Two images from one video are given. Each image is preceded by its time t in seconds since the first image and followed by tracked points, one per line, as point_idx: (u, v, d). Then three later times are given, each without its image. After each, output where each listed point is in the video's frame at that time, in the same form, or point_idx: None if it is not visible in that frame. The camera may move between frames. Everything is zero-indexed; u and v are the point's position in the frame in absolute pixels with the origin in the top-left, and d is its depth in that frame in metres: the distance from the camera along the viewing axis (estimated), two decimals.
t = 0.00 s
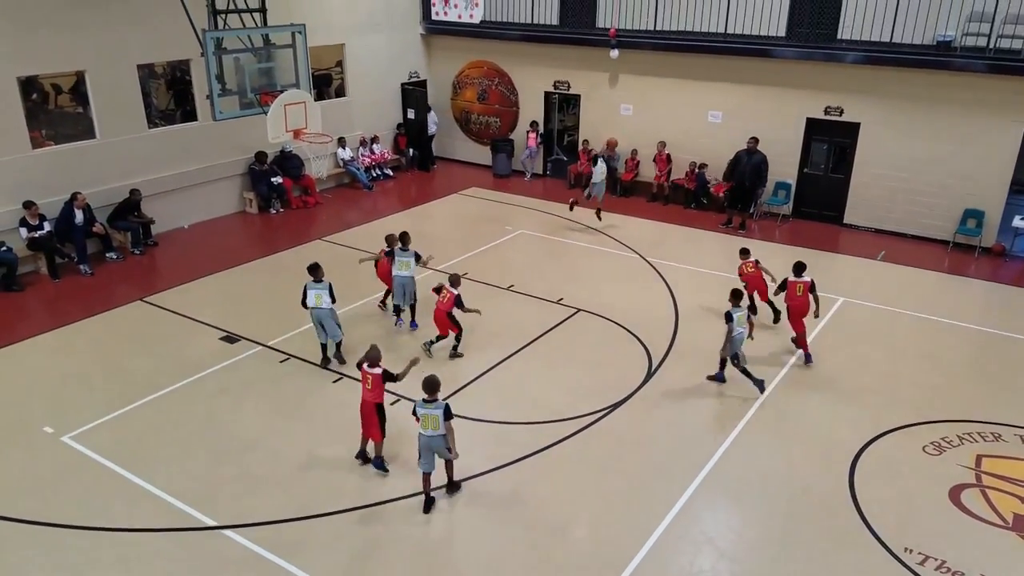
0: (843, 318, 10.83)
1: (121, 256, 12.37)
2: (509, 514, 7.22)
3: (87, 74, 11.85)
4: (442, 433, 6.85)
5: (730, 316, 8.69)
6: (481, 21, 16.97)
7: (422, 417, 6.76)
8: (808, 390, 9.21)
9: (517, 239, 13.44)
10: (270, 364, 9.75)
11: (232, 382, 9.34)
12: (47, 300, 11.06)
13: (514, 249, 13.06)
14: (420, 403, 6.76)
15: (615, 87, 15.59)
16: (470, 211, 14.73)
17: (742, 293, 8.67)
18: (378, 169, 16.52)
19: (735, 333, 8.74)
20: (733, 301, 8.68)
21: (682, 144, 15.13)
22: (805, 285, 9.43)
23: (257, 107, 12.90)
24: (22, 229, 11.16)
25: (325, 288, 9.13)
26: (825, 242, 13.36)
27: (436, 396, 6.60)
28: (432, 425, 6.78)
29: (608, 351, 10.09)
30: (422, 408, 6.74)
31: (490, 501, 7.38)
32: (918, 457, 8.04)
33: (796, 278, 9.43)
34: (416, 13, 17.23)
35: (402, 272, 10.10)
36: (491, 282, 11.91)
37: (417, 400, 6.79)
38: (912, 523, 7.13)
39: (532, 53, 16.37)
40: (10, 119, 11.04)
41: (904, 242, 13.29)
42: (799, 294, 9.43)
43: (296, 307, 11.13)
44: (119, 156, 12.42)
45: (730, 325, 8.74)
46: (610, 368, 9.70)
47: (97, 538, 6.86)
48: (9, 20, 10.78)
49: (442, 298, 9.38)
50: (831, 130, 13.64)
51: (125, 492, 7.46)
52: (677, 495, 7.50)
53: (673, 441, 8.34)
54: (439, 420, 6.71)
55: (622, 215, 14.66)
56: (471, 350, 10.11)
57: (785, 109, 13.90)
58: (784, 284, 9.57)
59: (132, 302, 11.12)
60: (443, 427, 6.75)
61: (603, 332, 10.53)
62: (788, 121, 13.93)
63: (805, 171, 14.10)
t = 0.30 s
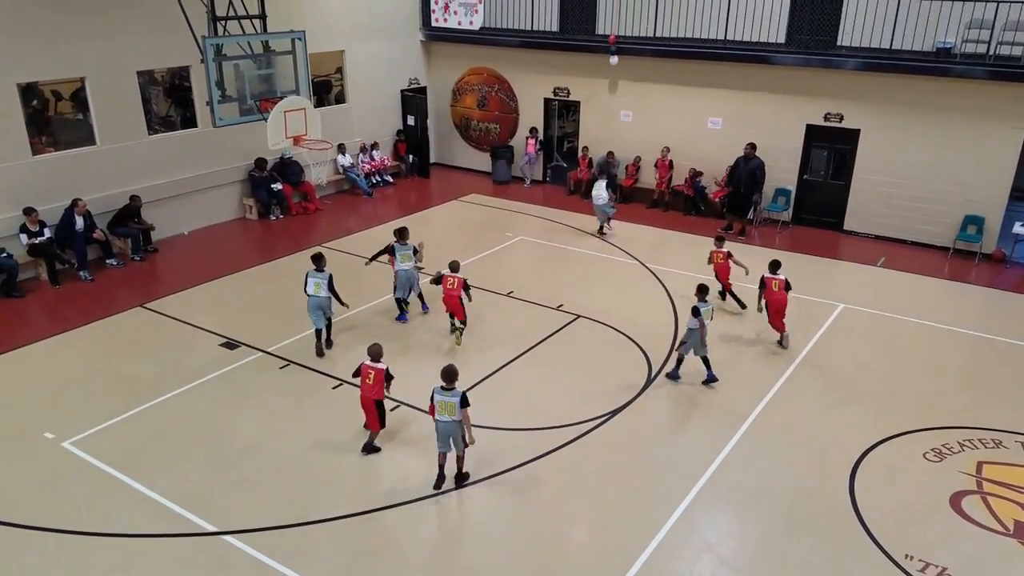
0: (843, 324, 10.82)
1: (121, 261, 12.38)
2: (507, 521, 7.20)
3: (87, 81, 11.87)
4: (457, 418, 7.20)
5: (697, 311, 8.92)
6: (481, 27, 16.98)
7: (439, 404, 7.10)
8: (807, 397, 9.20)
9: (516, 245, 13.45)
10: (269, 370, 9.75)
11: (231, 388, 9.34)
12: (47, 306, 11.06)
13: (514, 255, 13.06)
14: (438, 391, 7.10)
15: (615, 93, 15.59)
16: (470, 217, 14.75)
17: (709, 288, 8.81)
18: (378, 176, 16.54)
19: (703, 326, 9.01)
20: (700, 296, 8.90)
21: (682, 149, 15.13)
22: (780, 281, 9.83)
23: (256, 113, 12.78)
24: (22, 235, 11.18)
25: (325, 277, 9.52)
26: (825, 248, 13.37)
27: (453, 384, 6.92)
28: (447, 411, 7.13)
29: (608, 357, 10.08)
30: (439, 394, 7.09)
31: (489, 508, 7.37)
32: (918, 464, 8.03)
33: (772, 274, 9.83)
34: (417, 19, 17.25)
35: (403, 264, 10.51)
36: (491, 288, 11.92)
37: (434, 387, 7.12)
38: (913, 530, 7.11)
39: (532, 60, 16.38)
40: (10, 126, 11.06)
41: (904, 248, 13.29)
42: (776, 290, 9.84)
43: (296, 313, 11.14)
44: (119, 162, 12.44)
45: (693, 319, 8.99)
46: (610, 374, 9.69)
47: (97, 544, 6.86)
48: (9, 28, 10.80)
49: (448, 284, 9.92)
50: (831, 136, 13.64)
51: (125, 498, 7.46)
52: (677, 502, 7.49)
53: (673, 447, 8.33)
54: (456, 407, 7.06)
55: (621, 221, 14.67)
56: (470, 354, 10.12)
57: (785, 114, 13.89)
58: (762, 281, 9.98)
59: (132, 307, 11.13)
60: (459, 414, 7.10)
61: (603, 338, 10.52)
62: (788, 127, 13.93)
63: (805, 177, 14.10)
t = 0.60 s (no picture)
0: (847, 331, 10.78)
1: (126, 265, 12.43)
2: (508, 527, 7.18)
3: (94, 85, 11.96)
4: (465, 409, 7.39)
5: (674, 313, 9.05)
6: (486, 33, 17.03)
7: (447, 394, 7.30)
8: (810, 404, 9.16)
9: (519, 250, 13.47)
10: (272, 374, 9.77)
11: (233, 392, 9.35)
12: (52, 309, 11.10)
13: (517, 260, 13.08)
14: (446, 381, 7.30)
15: (620, 99, 15.60)
16: (474, 222, 14.77)
17: (686, 288, 8.94)
18: (382, 180, 16.59)
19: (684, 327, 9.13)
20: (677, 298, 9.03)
21: (686, 155, 15.13)
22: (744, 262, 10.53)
23: (261, 119, 12.87)
24: (28, 239, 11.24)
25: (324, 270, 9.87)
26: (829, 254, 13.33)
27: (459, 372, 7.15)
28: (456, 401, 7.34)
29: (609, 362, 10.07)
30: (448, 385, 7.29)
31: (490, 514, 7.34)
32: (923, 472, 7.98)
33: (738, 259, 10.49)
34: (421, 25, 17.30)
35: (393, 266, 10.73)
36: (494, 293, 11.93)
37: (441, 379, 7.33)
38: (918, 539, 7.06)
39: (536, 66, 16.41)
40: (17, 130, 11.15)
41: (909, 255, 13.23)
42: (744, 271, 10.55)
43: (299, 317, 11.16)
44: (125, 167, 12.51)
45: (672, 322, 9.10)
46: (612, 380, 9.67)
47: (98, 547, 6.87)
48: (17, 33, 10.91)
49: (454, 275, 10.44)
50: (835, 142, 13.61)
51: (127, 502, 7.46)
52: (679, 509, 7.45)
53: (675, 453, 8.30)
54: (464, 395, 7.28)
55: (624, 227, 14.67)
56: (472, 359, 10.11)
57: (789, 121, 13.87)
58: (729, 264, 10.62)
59: (137, 311, 11.17)
60: (468, 402, 7.32)
61: (605, 344, 10.51)
62: (793, 133, 13.90)
63: (810, 183, 14.07)
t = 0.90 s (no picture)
0: (853, 335, 10.73)
1: (133, 268, 12.47)
2: (511, 530, 7.16)
3: (102, 89, 12.02)
4: (468, 392, 7.78)
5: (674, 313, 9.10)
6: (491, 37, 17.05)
7: (452, 381, 7.63)
8: (815, 408, 9.11)
9: (524, 254, 13.46)
10: (276, 376, 9.79)
11: (238, 395, 9.37)
12: (59, 312, 11.14)
13: (522, 263, 13.08)
14: (450, 368, 7.65)
15: (625, 103, 15.59)
16: (479, 225, 14.77)
17: (686, 290, 9.08)
18: (387, 184, 16.61)
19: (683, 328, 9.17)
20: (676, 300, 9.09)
21: (692, 158, 15.10)
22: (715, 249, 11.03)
23: (268, 122, 12.95)
24: (36, 242, 11.30)
25: (324, 265, 10.06)
26: (835, 258, 13.28)
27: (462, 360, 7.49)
28: (460, 386, 7.70)
29: (614, 366, 10.04)
30: (452, 371, 7.63)
31: (494, 518, 7.32)
32: (929, 477, 7.93)
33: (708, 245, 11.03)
34: (426, 28, 17.33)
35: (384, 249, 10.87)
36: (498, 296, 11.93)
37: (444, 367, 7.65)
38: (924, 543, 7.01)
39: (542, 69, 16.41)
40: (24, 134, 11.21)
41: (915, 259, 13.17)
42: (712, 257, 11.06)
43: (303, 320, 11.17)
44: (132, 170, 12.57)
45: (671, 323, 9.13)
46: (616, 383, 9.65)
47: (102, 549, 6.87)
48: (25, 37, 10.98)
49: (447, 268, 10.60)
50: (842, 146, 13.56)
51: (131, 504, 7.47)
52: (684, 511, 7.43)
53: (680, 457, 8.27)
54: (468, 380, 7.65)
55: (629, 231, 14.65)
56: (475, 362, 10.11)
57: (795, 124, 13.84)
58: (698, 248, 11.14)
59: (144, 314, 11.21)
60: (470, 387, 7.71)
61: (609, 347, 10.49)
62: (799, 136, 13.86)
63: (816, 187, 14.03)
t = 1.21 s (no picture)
0: (860, 340, 10.70)
1: (141, 269, 12.52)
2: (518, 533, 7.16)
3: (111, 91, 12.07)
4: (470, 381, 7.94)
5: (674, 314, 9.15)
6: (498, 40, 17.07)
7: (456, 371, 7.79)
8: (823, 413, 9.09)
9: (531, 256, 13.48)
10: (283, 377, 9.81)
11: (245, 396, 9.39)
12: (67, 313, 11.19)
13: (529, 266, 13.09)
14: (454, 358, 7.80)
15: (632, 106, 15.58)
16: (486, 228, 14.79)
17: (685, 292, 9.04)
18: (394, 187, 16.63)
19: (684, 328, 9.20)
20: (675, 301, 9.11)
21: (699, 162, 15.09)
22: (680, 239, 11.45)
23: (276, 124, 12.91)
24: (45, 242, 11.35)
25: (326, 265, 10.13)
26: (842, 263, 13.25)
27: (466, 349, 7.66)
28: (464, 375, 7.85)
29: (620, 368, 10.04)
30: (456, 361, 7.80)
31: (500, 520, 7.32)
32: (938, 483, 7.90)
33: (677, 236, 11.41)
34: (433, 31, 17.36)
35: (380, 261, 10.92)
36: (505, 298, 11.93)
37: (448, 357, 7.80)
38: (933, 549, 6.98)
39: (549, 72, 16.41)
40: (34, 135, 11.28)
41: (923, 264, 13.14)
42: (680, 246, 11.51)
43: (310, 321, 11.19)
44: (140, 171, 12.62)
45: (671, 324, 9.18)
46: (623, 386, 9.64)
47: (109, 549, 6.90)
48: (35, 39, 11.07)
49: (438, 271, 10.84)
50: (849, 150, 13.54)
51: (138, 505, 7.50)
52: (691, 515, 7.42)
53: (686, 460, 8.26)
54: (471, 368, 7.82)
55: (635, 234, 14.65)
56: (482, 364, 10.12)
57: (803, 128, 13.81)
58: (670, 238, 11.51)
59: (152, 315, 11.25)
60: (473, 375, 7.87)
61: (615, 350, 10.48)
62: (806, 140, 13.84)
63: (823, 191, 14.00)
